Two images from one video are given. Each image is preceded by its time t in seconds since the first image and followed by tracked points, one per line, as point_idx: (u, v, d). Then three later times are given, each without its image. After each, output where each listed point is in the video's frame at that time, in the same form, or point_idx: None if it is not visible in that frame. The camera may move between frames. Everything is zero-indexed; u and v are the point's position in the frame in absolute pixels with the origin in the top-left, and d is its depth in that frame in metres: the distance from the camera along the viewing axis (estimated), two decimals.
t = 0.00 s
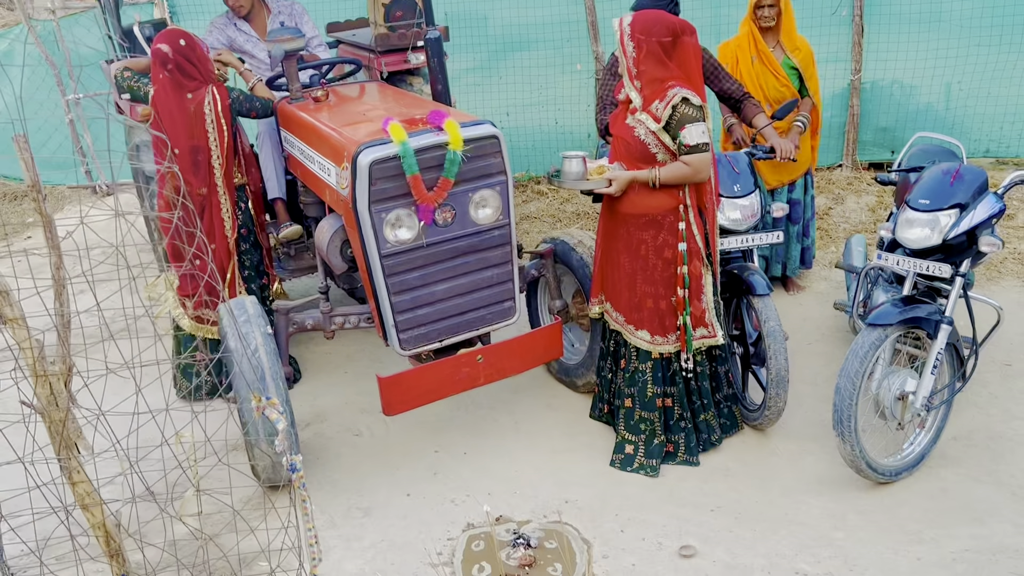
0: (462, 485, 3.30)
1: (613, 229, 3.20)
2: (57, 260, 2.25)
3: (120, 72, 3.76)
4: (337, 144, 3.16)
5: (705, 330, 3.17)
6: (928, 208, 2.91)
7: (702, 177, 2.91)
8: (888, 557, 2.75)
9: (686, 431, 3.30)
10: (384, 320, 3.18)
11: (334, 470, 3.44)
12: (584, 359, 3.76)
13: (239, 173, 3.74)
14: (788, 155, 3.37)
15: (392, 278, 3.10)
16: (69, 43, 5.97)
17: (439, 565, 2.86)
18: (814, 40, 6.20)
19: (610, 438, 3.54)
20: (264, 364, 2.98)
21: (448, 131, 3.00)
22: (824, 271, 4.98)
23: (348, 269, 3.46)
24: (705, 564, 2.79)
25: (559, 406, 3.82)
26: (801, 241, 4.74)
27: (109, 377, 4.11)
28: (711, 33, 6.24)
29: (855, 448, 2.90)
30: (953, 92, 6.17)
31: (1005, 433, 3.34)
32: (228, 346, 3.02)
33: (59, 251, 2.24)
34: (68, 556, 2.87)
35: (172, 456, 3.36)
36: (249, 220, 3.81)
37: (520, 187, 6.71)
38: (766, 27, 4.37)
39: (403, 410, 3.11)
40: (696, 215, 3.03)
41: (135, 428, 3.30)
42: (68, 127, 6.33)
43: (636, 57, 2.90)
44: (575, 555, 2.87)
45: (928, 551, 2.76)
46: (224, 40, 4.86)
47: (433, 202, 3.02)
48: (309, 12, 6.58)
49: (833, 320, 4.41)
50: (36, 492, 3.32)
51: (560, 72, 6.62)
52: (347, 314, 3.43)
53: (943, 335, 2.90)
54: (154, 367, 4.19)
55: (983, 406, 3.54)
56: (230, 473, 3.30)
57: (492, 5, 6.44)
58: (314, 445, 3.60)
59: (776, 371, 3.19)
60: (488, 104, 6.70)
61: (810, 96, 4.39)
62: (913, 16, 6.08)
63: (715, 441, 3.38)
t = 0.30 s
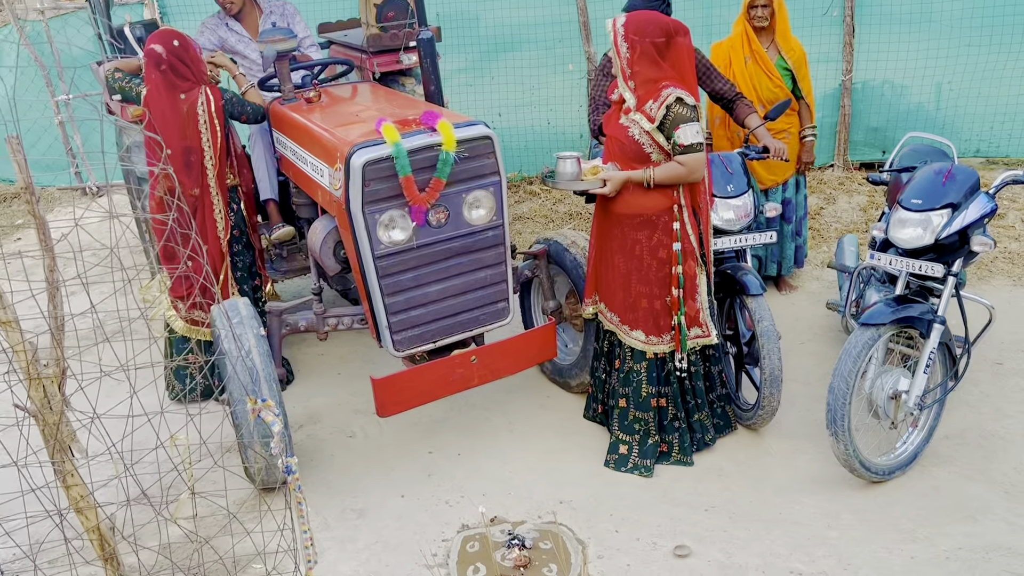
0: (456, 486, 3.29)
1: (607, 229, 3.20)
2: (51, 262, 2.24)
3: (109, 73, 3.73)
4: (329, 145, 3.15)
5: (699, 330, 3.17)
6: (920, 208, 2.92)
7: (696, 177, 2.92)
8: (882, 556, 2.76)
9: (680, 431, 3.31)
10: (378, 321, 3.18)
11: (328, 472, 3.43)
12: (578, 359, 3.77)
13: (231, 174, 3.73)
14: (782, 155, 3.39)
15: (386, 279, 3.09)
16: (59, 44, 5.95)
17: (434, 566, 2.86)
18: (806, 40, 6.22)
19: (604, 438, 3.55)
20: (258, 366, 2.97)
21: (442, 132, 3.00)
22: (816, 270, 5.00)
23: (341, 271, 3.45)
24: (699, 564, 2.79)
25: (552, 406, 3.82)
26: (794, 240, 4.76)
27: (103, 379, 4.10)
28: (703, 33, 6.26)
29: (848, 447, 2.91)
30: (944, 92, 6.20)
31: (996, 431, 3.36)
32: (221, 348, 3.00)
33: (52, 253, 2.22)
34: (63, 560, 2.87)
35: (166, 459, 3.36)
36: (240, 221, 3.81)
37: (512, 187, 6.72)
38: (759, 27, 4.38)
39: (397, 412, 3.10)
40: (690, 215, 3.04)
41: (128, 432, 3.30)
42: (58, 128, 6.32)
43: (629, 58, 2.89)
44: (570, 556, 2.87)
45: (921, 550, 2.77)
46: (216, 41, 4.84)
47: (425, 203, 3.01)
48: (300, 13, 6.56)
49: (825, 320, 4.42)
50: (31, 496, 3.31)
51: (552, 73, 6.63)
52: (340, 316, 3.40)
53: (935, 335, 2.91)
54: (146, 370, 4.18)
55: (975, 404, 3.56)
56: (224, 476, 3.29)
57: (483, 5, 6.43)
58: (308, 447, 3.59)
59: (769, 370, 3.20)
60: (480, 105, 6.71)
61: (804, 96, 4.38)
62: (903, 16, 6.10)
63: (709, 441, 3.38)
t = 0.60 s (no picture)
0: (447, 491, 3.28)
1: (598, 233, 3.20)
2: (36, 266, 2.21)
3: (102, 76, 3.68)
4: (319, 148, 3.14)
5: (690, 334, 3.17)
6: (909, 212, 2.93)
7: (687, 181, 2.91)
8: (872, 559, 2.76)
9: (671, 435, 3.31)
10: (368, 326, 3.16)
11: (317, 478, 3.41)
12: (569, 363, 3.76)
13: (221, 178, 3.70)
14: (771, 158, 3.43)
15: (376, 283, 3.08)
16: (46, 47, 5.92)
17: (425, 572, 2.84)
18: (795, 44, 6.25)
19: (594, 443, 3.54)
20: (246, 371, 2.95)
21: (432, 136, 3.00)
22: (805, 274, 5.02)
23: (331, 275, 3.43)
24: (690, 568, 2.79)
25: (543, 410, 3.82)
26: (784, 243, 4.78)
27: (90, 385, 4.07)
28: (692, 38, 6.28)
29: (838, 450, 2.92)
30: (931, 96, 6.24)
31: (986, 434, 3.37)
32: (210, 353, 2.98)
33: (38, 257, 2.20)
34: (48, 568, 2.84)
35: (154, 465, 3.33)
36: (230, 225, 3.78)
37: (502, 191, 6.72)
38: (749, 32, 4.40)
39: (388, 417, 3.09)
40: (681, 219, 3.04)
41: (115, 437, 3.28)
42: (45, 132, 6.28)
43: (621, 61, 2.91)
44: (560, 561, 2.86)
45: (911, 553, 2.78)
46: (205, 44, 4.82)
47: (417, 207, 3.00)
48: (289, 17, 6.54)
49: (815, 323, 4.44)
50: (17, 503, 3.29)
51: (541, 78, 6.64)
52: (330, 320, 3.38)
53: (925, 338, 2.92)
54: (133, 375, 4.15)
55: (964, 407, 3.57)
56: (212, 482, 3.26)
57: (473, 9, 6.43)
58: (297, 452, 3.57)
59: (760, 374, 3.21)
60: (470, 109, 6.71)
61: (791, 100, 4.45)
62: (891, 21, 6.13)
63: (700, 444, 3.38)
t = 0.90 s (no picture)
0: (436, 502, 3.25)
1: (589, 241, 3.19)
2: (20, 272, 2.18)
3: (86, 82, 3.62)
4: (307, 156, 3.12)
5: (681, 343, 3.16)
6: (899, 220, 2.94)
7: (679, 189, 2.92)
8: (864, 569, 2.75)
9: (661, 444, 3.29)
10: (357, 335, 3.14)
11: (305, 488, 3.37)
12: (559, 373, 3.74)
13: (209, 185, 3.67)
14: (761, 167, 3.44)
15: (365, 292, 3.05)
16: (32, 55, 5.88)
17: None
18: (785, 54, 6.28)
19: (585, 452, 3.52)
20: (234, 380, 2.92)
21: (422, 143, 2.98)
22: (795, 283, 5.03)
23: (319, 283, 3.40)
24: None
25: (533, 419, 3.80)
26: (774, 253, 4.79)
27: (75, 393, 4.02)
28: (682, 48, 6.31)
29: (829, 459, 2.91)
30: (919, 107, 6.29)
31: (975, 443, 3.38)
32: (197, 362, 2.95)
33: (22, 263, 2.17)
34: None
35: (139, 474, 3.29)
36: (218, 233, 3.72)
37: (493, 201, 6.72)
38: (739, 43, 4.41)
39: (377, 426, 3.06)
40: (672, 227, 3.04)
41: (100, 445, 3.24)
42: (31, 139, 6.23)
43: (613, 69, 2.91)
44: (551, 571, 2.83)
45: (903, 562, 2.77)
46: (193, 52, 4.79)
47: (406, 215, 2.99)
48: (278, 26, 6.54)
49: (805, 332, 4.44)
50: None
51: (531, 87, 6.64)
52: (318, 329, 3.35)
53: (915, 347, 2.92)
54: (118, 383, 4.10)
55: (954, 416, 3.58)
56: (197, 492, 3.22)
57: (462, 19, 6.44)
58: (285, 463, 3.53)
59: (751, 382, 3.20)
60: (460, 118, 6.71)
61: (780, 110, 4.48)
62: (878, 32, 6.17)
63: (690, 454, 3.37)
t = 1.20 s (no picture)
0: (426, 512, 3.23)
1: (581, 251, 3.18)
2: (6, 280, 2.16)
3: (79, 93, 3.62)
4: (297, 165, 3.11)
5: (673, 353, 3.16)
6: (889, 230, 2.96)
7: (670, 200, 2.93)
8: None
9: (652, 454, 3.28)
10: (346, 345, 3.12)
11: (293, 498, 3.34)
12: (550, 383, 3.73)
13: (199, 194, 3.66)
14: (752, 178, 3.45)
15: (355, 301, 3.04)
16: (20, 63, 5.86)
17: None
18: (774, 66, 6.33)
19: (576, 462, 3.51)
20: (222, 389, 2.89)
21: (413, 152, 2.98)
22: (785, 294, 5.05)
23: (309, 292, 3.39)
24: None
25: (524, 429, 3.79)
26: (766, 264, 4.81)
27: (62, 403, 3.98)
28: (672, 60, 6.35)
29: (820, 469, 2.91)
30: (909, 118, 6.34)
31: (965, 454, 3.39)
32: (185, 371, 2.92)
33: (8, 271, 2.15)
34: None
35: (126, 483, 3.25)
36: (207, 242, 3.72)
37: (484, 212, 6.72)
38: (729, 54, 4.45)
39: (366, 436, 3.04)
40: (664, 237, 3.04)
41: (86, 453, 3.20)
42: (18, 147, 6.19)
43: (605, 79, 2.91)
44: None
45: (893, 572, 2.76)
46: (183, 61, 4.77)
47: (397, 224, 2.97)
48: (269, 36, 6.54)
49: (795, 343, 4.45)
50: None
51: (522, 98, 6.64)
52: (308, 338, 3.33)
53: (905, 357, 2.92)
54: (106, 392, 4.07)
55: (944, 427, 3.59)
56: (185, 501, 3.18)
57: (453, 29, 6.47)
58: (274, 473, 3.50)
59: (743, 393, 3.20)
60: (451, 128, 6.71)
61: (770, 121, 4.51)
62: (866, 45, 6.23)
63: (681, 464, 3.36)
